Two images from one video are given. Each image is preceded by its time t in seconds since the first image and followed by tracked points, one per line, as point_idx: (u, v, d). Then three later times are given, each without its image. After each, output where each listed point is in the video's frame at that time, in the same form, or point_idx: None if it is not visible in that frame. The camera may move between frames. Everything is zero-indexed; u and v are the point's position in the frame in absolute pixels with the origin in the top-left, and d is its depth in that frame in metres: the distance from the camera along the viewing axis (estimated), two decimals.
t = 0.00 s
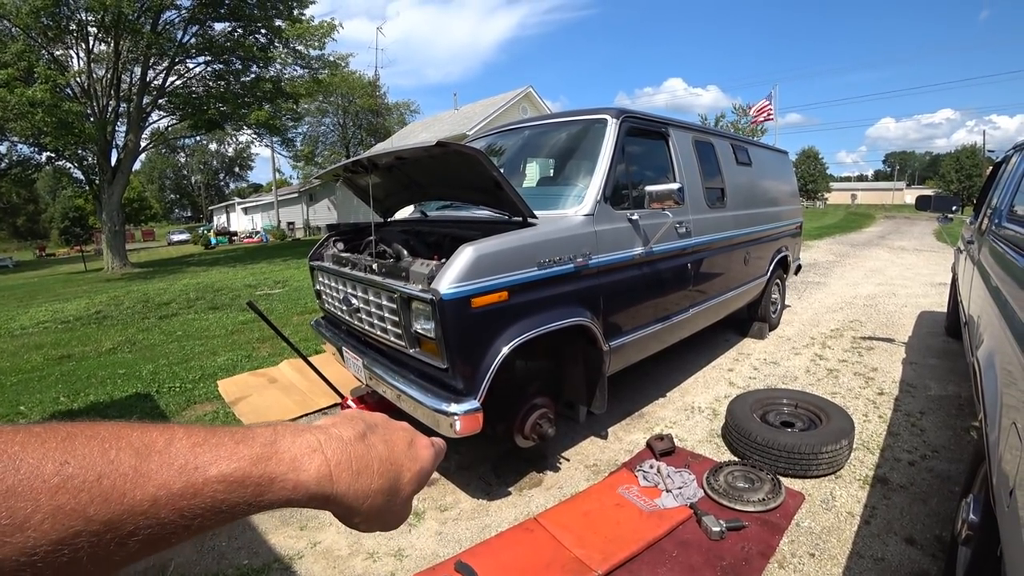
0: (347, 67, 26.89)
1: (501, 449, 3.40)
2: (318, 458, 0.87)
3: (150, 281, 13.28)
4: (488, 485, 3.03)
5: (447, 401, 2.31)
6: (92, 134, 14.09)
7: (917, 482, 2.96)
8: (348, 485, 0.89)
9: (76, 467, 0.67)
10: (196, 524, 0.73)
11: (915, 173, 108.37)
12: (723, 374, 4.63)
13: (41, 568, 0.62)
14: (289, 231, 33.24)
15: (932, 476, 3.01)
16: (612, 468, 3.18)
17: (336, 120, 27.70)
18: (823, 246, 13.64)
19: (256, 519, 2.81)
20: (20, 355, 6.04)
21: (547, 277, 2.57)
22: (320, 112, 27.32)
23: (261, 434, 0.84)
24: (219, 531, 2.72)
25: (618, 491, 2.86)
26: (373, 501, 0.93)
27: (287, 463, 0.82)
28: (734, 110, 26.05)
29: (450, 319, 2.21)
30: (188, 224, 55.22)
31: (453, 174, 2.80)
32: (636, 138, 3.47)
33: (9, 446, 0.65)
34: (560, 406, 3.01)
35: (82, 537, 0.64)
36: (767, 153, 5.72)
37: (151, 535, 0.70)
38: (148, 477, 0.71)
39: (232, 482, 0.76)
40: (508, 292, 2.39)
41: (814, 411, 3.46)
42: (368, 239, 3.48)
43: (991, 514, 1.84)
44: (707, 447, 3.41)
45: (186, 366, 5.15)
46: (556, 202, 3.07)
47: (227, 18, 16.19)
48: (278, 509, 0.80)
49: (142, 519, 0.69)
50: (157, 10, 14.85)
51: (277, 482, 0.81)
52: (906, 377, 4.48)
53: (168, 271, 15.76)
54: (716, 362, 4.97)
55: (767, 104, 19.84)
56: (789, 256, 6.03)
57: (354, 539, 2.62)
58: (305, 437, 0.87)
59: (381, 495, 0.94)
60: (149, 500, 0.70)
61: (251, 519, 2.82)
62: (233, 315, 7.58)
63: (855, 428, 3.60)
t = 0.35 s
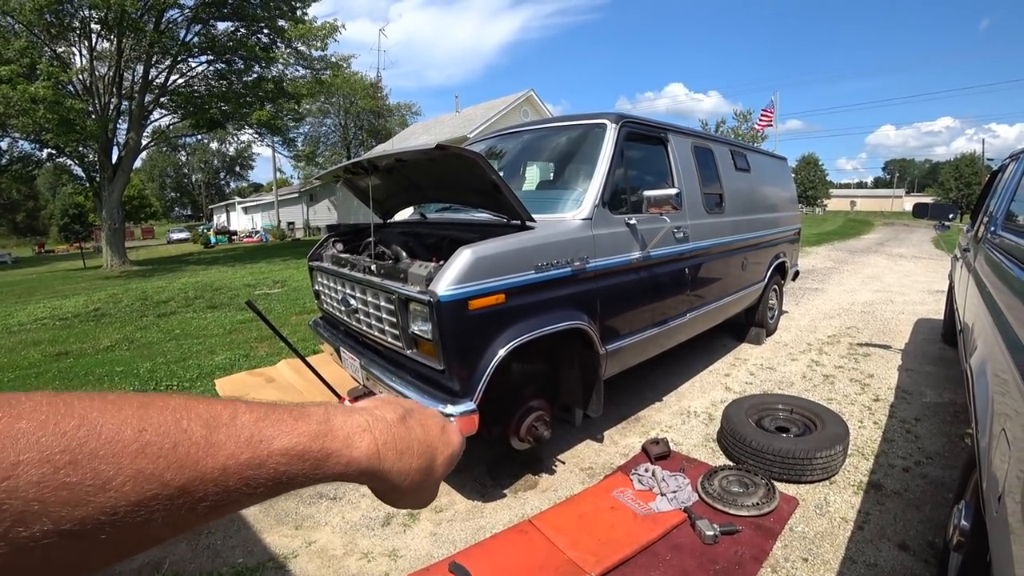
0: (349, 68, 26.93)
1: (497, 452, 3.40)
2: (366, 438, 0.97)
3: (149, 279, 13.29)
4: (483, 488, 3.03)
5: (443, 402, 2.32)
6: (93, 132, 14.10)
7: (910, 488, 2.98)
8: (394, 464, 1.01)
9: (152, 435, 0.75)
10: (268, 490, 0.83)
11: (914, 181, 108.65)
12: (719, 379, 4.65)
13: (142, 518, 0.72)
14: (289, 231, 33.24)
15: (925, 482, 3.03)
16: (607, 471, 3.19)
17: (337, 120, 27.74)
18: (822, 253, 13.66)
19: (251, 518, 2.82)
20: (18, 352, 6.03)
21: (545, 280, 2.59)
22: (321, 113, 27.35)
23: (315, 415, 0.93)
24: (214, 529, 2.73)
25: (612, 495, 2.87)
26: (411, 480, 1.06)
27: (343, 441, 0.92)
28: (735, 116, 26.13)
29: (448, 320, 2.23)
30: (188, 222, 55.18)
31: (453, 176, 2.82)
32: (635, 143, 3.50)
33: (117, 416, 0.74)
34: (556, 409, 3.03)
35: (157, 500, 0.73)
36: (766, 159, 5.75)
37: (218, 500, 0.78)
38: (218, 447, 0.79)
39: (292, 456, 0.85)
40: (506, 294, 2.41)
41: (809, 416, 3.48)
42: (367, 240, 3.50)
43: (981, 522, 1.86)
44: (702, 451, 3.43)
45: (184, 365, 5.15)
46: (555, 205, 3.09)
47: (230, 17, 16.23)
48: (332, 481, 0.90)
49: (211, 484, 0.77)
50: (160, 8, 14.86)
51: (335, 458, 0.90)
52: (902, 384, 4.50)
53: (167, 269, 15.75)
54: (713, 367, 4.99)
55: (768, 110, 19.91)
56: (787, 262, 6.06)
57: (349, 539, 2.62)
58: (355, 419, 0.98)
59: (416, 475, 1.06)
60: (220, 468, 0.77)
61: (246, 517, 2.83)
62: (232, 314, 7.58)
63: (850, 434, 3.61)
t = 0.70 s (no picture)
0: (346, 69, 26.93)
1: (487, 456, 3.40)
2: (506, 437, 0.95)
3: (142, 278, 13.22)
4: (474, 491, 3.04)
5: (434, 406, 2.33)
6: (88, 129, 14.03)
7: (898, 494, 3.01)
8: (534, 464, 0.98)
9: (342, 425, 0.73)
10: (430, 483, 0.79)
11: (907, 190, 109.76)
12: (712, 384, 4.67)
13: (339, 508, 0.70)
14: (283, 232, 33.16)
15: (913, 488, 3.06)
16: (599, 475, 3.21)
17: (333, 121, 27.72)
18: (815, 259, 13.75)
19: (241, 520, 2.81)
20: (7, 350, 5.98)
21: (537, 285, 2.60)
22: (317, 114, 27.33)
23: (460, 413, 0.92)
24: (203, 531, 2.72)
25: (603, 499, 2.88)
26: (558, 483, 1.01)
27: (488, 439, 0.90)
28: (730, 123, 26.33)
29: (439, 324, 2.23)
30: (182, 221, 54.92)
31: (447, 180, 2.84)
32: (630, 149, 3.52)
33: (310, 404, 0.73)
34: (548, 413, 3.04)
35: (349, 490, 0.70)
36: (760, 166, 5.80)
37: (398, 494, 0.76)
38: (393, 438, 0.77)
39: (453, 451, 0.83)
40: (498, 299, 2.42)
41: (799, 422, 3.50)
42: (362, 243, 3.51)
43: (967, 527, 1.87)
44: (693, 456, 3.44)
45: (176, 365, 5.13)
46: (549, 211, 3.10)
47: (228, 17, 16.20)
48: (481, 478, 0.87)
49: (392, 476, 0.75)
50: (157, 7, 14.81)
51: (483, 454, 0.88)
52: (892, 391, 4.54)
53: (160, 269, 15.67)
54: (705, 372, 5.01)
55: (763, 117, 20.06)
56: (780, 268, 6.10)
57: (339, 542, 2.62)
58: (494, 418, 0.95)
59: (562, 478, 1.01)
60: (400, 459, 0.76)
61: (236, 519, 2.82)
62: (225, 315, 7.56)
63: (840, 440, 3.64)
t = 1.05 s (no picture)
0: (336, 69, 26.79)
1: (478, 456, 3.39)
2: None
3: (128, 281, 13.02)
4: (463, 493, 3.03)
5: (422, 407, 2.31)
6: (72, 130, 13.83)
7: (886, 492, 3.03)
8: None
9: None
10: None
11: (893, 190, 111.18)
12: (701, 384, 4.70)
13: None
14: (272, 233, 32.89)
15: (900, 486, 3.09)
16: (588, 476, 3.20)
17: (323, 122, 27.57)
18: (803, 260, 13.88)
19: (228, 524, 2.77)
20: None
21: (526, 286, 2.59)
22: (307, 115, 27.17)
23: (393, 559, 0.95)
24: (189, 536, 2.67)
25: (592, 500, 2.87)
26: None
27: None
28: (719, 125, 26.54)
29: (427, 325, 2.22)
30: (169, 223, 54.31)
31: (435, 181, 2.82)
32: (619, 150, 3.53)
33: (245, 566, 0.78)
34: (537, 414, 3.04)
35: None
36: (748, 167, 5.84)
37: None
38: None
39: None
40: (486, 299, 2.41)
41: (788, 421, 3.53)
42: (350, 244, 3.48)
43: (951, 524, 1.90)
44: (683, 456, 3.45)
45: (162, 369, 5.06)
46: (537, 211, 3.10)
47: (215, 16, 16.06)
48: None
49: None
50: (144, 6, 14.65)
51: None
52: (879, 389, 4.59)
53: (147, 271, 15.45)
54: (695, 372, 5.04)
55: (751, 119, 20.23)
56: (768, 269, 6.14)
57: (328, 545, 2.60)
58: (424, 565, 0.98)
59: None
60: None
61: (223, 524, 2.78)
62: (212, 317, 7.47)
63: (828, 438, 3.67)
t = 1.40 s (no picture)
0: (330, 68, 26.66)
1: (476, 457, 3.35)
2: None
3: (123, 282, 12.94)
4: (461, 493, 2.99)
5: (418, 407, 2.27)
6: (64, 130, 13.71)
7: (888, 488, 3.01)
8: None
9: None
10: None
11: (888, 186, 111.49)
12: (700, 381, 4.67)
13: None
14: (268, 233, 32.78)
15: (902, 482, 3.07)
16: (588, 475, 3.17)
17: (318, 121, 27.48)
18: (800, 255, 13.88)
19: (223, 527, 2.73)
20: None
21: (523, 283, 2.55)
22: (302, 114, 27.06)
23: None
24: (183, 540, 2.63)
25: (592, 499, 2.84)
26: None
27: None
28: (715, 121, 26.55)
29: (422, 323, 2.18)
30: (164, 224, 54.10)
31: (430, 177, 2.78)
32: (616, 145, 3.49)
33: None
34: (536, 413, 3.00)
35: None
36: (745, 162, 5.81)
37: None
38: None
39: None
40: (482, 297, 2.37)
41: (788, 418, 3.50)
42: (344, 242, 3.43)
43: (958, 521, 1.87)
44: (683, 454, 3.42)
45: (156, 370, 5.01)
46: (534, 207, 3.06)
47: (208, 15, 15.94)
48: None
49: None
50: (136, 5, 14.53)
51: None
52: (879, 385, 4.57)
53: (142, 272, 15.35)
54: (694, 369, 5.01)
55: (747, 115, 20.22)
56: (766, 264, 6.12)
57: (324, 548, 2.56)
58: None
59: None
60: None
61: (218, 527, 2.73)
62: (207, 318, 7.41)
63: (829, 435, 3.65)
